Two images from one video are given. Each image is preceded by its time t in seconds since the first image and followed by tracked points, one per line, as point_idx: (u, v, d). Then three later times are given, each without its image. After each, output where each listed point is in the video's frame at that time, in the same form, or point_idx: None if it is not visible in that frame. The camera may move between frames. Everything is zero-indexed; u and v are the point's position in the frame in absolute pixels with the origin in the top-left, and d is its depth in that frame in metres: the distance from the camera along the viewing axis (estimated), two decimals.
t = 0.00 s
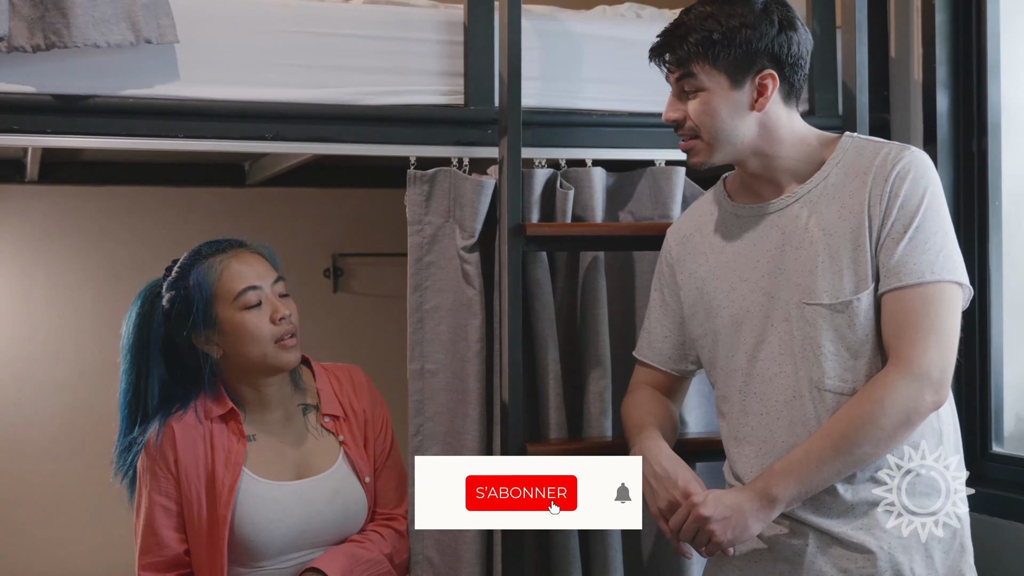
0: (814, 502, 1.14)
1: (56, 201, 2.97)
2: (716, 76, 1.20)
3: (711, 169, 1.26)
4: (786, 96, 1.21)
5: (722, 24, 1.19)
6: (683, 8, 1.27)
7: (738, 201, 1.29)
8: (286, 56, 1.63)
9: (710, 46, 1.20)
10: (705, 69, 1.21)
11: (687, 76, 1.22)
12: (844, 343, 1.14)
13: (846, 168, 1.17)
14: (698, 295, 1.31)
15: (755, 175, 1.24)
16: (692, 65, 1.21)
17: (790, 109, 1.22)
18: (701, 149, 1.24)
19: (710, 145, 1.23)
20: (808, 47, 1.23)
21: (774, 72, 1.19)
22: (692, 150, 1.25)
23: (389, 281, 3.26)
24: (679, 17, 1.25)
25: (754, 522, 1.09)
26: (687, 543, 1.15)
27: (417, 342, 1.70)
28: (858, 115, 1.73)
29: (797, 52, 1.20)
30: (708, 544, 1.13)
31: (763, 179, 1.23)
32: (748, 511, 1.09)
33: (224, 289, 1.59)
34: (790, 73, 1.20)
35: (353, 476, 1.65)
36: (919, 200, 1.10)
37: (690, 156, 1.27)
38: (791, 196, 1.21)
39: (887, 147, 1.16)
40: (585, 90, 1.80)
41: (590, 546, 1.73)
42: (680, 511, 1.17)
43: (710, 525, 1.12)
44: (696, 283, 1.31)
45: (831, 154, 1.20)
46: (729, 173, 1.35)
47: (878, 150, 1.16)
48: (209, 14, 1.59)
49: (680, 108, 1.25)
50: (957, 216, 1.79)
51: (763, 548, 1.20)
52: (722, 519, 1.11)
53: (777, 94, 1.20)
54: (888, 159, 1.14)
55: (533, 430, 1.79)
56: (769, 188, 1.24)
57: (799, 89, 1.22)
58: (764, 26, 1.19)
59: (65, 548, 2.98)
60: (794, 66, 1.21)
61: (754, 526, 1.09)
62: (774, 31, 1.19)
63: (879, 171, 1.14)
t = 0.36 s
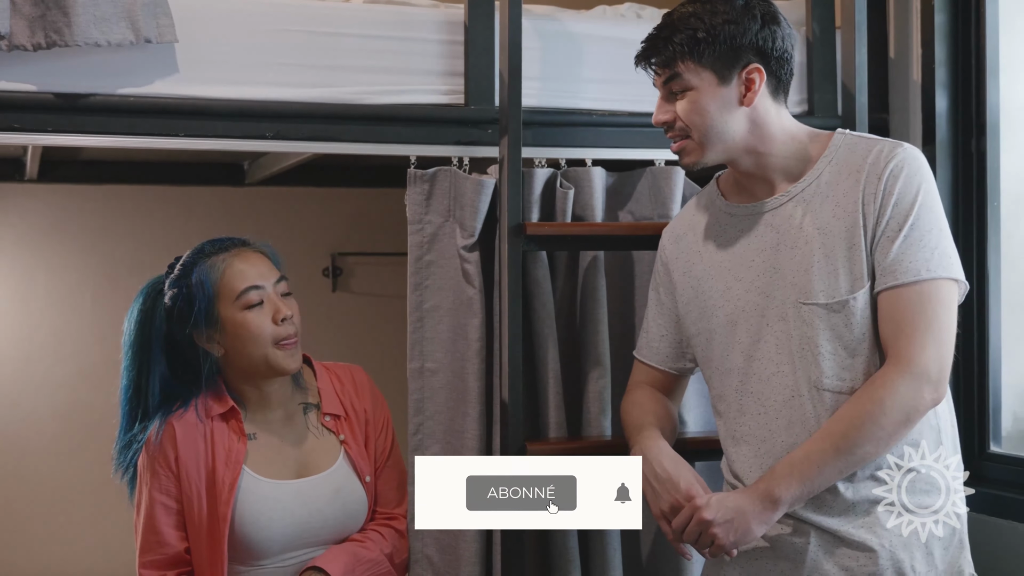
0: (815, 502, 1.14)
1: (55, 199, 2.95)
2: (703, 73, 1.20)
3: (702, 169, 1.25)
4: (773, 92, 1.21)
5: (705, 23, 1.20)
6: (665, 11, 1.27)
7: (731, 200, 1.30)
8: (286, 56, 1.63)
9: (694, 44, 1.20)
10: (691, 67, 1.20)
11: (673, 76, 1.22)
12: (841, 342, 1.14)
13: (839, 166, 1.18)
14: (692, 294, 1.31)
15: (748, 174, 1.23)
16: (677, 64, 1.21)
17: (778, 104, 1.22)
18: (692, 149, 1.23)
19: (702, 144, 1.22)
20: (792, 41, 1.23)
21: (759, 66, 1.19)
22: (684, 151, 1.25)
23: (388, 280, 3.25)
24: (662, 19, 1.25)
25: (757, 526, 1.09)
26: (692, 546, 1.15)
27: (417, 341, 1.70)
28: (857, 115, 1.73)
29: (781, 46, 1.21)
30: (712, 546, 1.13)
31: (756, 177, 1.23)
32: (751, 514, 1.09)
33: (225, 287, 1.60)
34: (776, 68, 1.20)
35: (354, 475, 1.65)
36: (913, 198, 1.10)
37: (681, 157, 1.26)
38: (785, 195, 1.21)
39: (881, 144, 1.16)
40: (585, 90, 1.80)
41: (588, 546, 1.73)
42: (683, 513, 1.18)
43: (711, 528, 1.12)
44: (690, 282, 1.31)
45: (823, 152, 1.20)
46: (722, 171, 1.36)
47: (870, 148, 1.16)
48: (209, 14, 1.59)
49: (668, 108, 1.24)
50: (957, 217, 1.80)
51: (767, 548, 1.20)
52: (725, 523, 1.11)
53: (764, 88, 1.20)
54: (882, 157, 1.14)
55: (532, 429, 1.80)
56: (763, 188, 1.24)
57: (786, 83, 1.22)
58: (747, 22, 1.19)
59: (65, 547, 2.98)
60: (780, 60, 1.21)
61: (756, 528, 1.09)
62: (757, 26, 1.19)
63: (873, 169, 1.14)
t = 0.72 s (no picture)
0: (811, 503, 1.15)
1: (51, 197, 2.90)
2: (676, 81, 1.21)
3: (682, 175, 1.26)
4: (751, 95, 1.21)
5: (676, 31, 1.20)
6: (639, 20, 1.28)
7: (717, 202, 1.30)
8: (282, 56, 1.63)
9: (666, 52, 1.20)
10: (665, 76, 1.21)
11: (648, 85, 1.23)
12: (830, 345, 1.15)
13: (822, 167, 1.18)
14: (681, 297, 1.31)
15: (732, 177, 1.24)
16: (651, 73, 1.22)
17: (755, 106, 1.22)
18: (670, 156, 1.24)
19: (680, 150, 1.23)
20: (766, 42, 1.23)
21: (733, 70, 1.19)
22: (664, 157, 1.25)
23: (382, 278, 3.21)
24: (636, 28, 1.26)
25: (748, 525, 1.09)
26: (681, 547, 1.16)
27: (412, 342, 1.70)
28: (850, 117, 1.75)
29: (755, 48, 1.21)
30: (703, 547, 1.14)
31: (740, 180, 1.24)
32: (741, 514, 1.10)
33: (224, 287, 1.60)
34: (751, 70, 1.21)
35: (350, 476, 1.65)
36: (896, 197, 1.10)
37: (661, 164, 1.27)
38: (771, 198, 1.22)
39: (864, 144, 1.16)
40: (579, 90, 1.80)
41: (582, 545, 1.74)
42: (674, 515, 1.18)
43: (703, 528, 1.12)
44: (679, 285, 1.32)
45: (807, 153, 1.21)
46: (708, 172, 1.37)
47: (853, 149, 1.16)
48: (205, 13, 1.59)
49: (646, 117, 1.25)
50: (950, 219, 1.81)
51: (764, 549, 1.21)
52: (716, 522, 1.11)
53: (739, 92, 1.21)
54: (864, 157, 1.14)
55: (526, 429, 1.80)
56: (747, 190, 1.25)
57: (763, 85, 1.22)
58: (718, 27, 1.19)
59: (59, 546, 2.97)
60: (754, 63, 1.21)
61: (748, 528, 1.10)
62: (729, 30, 1.19)
63: (856, 170, 1.14)
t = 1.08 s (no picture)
0: (816, 504, 1.16)
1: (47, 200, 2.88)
2: (676, 86, 1.21)
3: (683, 181, 1.27)
4: (750, 99, 1.22)
5: (675, 36, 1.20)
6: (637, 25, 1.28)
7: (717, 207, 1.31)
8: (279, 59, 1.63)
9: (665, 58, 1.21)
10: (665, 82, 1.21)
11: (648, 91, 1.23)
12: (831, 348, 1.15)
13: (822, 171, 1.18)
14: (681, 302, 1.32)
15: (730, 181, 1.24)
16: (650, 79, 1.22)
17: (754, 110, 1.22)
18: (671, 162, 1.25)
19: (680, 155, 1.23)
20: (764, 45, 1.23)
21: (732, 75, 1.19)
22: (664, 163, 1.26)
23: (377, 283, 3.21)
24: (634, 34, 1.26)
25: (748, 525, 1.10)
26: (681, 549, 1.17)
27: (408, 345, 1.70)
28: (847, 121, 1.75)
29: (754, 52, 1.21)
30: (703, 547, 1.14)
31: (740, 185, 1.24)
32: (740, 513, 1.10)
33: (224, 291, 1.59)
34: (749, 74, 1.21)
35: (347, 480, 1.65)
36: (895, 199, 1.10)
37: (662, 170, 1.27)
38: (770, 202, 1.22)
39: (862, 147, 1.16)
40: (576, 93, 1.81)
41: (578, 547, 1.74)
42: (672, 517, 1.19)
43: (703, 527, 1.13)
44: (680, 290, 1.32)
45: (806, 156, 1.21)
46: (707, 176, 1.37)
47: (852, 151, 1.16)
48: (202, 15, 1.59)
49: (646, 123, 1.26)
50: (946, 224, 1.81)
51: (768, 540, 1.22)
52: (716, 521, 1.11)
53: (739, 96, 1.21)
54: (863, 160, 1.14)
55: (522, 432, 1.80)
56: (747, 194, 1.25)
57: (762, 88, 1.23)
58: (717, 32, 1.19)
59: (52, 550, 2.96)
60: (754, 67, 1.21)
61: (747, 528, 1.10)
62: (728, 35, 1.20)
63: (855, 173, 1.14)
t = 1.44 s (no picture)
0: (820, 504, 1.16)
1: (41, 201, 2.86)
2: (679, 88, 1.21)
3: (686, 182, 1.27)
4: (752, 100, 1.22)
5: (678, 38, 1.21)
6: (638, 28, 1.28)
7: (718, 210, 1.31)
8: (276, 60, 1.63)
9: (668, 59, 1.21)
10: (668, 83, 1.22)
11: (650, 93, 1.23)
12: (834, 351, 1.15)
13: (824, 174, 1.18)
14: (683, 306, 1.32)
15: (733, 185, 1.25)
16: (653, 81, 1.22)
17: (756, 112, 1.23)
18: (674, 164, 1.25)
19: (683, 157, 1.24)
20: (766, 47, 1.23)
21: (736, 76, 1.20)
22: (667, 165, 1.26)
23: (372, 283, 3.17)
24: (636, 37, 1.26)
25: (750, 528, 1.10)
26: (682, 550, 1.17)
27: (405, 347, 1.69)
28: (844, 123, 1.76)
29: (756, 54, 1.21)
30: (704, 550, 1.14)
31: (741, 187, 1.24)
32: (744, 516, 1.10)
33: (212, 289, 1.57)
34: (752, 76, 1.21)
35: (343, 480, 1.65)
36: (898, 203, 1.11)
37: (665, 172, 1.28)
38: (772, 205, 1.22)
39: (865, 150, 1.17)
40: (572, 96, 1.81)
41: (574, 550, 1.73)
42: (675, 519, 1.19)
43: (706, 530, 1.12)
44: (682, 294, 1.32)
45: (808, 160, 1.21)
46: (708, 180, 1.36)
47: (853, 155, 1.17)
48: (199, 17, 1.58)
49: (648, 124, 1.26)
50: (942, 227, 1.82)
51: (774, 535, 1.21)
52: (719, 524, 1.11)
53: (742, 97, 1.21)
54: (865, 164, 1.15)
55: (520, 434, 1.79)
56: (748, 198, 1.25)
57: (763, 91, 1.23)
58: (720, 33, 1.20)
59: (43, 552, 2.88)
60: (756, 69, 1.21)
61: (750, 531, 1.10)
62: (730, 36, 1.20)
63: (857, 176, 1.15)
